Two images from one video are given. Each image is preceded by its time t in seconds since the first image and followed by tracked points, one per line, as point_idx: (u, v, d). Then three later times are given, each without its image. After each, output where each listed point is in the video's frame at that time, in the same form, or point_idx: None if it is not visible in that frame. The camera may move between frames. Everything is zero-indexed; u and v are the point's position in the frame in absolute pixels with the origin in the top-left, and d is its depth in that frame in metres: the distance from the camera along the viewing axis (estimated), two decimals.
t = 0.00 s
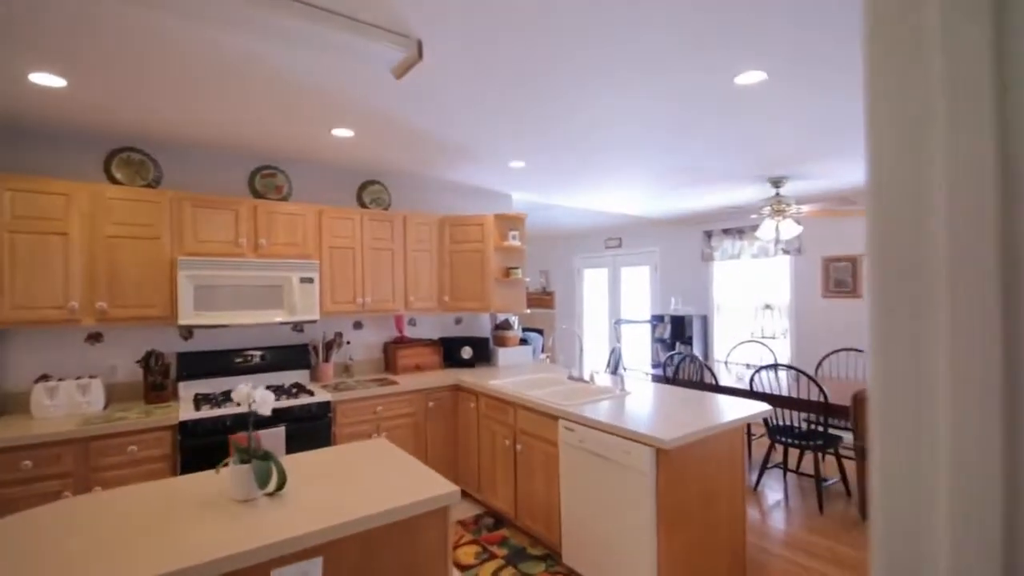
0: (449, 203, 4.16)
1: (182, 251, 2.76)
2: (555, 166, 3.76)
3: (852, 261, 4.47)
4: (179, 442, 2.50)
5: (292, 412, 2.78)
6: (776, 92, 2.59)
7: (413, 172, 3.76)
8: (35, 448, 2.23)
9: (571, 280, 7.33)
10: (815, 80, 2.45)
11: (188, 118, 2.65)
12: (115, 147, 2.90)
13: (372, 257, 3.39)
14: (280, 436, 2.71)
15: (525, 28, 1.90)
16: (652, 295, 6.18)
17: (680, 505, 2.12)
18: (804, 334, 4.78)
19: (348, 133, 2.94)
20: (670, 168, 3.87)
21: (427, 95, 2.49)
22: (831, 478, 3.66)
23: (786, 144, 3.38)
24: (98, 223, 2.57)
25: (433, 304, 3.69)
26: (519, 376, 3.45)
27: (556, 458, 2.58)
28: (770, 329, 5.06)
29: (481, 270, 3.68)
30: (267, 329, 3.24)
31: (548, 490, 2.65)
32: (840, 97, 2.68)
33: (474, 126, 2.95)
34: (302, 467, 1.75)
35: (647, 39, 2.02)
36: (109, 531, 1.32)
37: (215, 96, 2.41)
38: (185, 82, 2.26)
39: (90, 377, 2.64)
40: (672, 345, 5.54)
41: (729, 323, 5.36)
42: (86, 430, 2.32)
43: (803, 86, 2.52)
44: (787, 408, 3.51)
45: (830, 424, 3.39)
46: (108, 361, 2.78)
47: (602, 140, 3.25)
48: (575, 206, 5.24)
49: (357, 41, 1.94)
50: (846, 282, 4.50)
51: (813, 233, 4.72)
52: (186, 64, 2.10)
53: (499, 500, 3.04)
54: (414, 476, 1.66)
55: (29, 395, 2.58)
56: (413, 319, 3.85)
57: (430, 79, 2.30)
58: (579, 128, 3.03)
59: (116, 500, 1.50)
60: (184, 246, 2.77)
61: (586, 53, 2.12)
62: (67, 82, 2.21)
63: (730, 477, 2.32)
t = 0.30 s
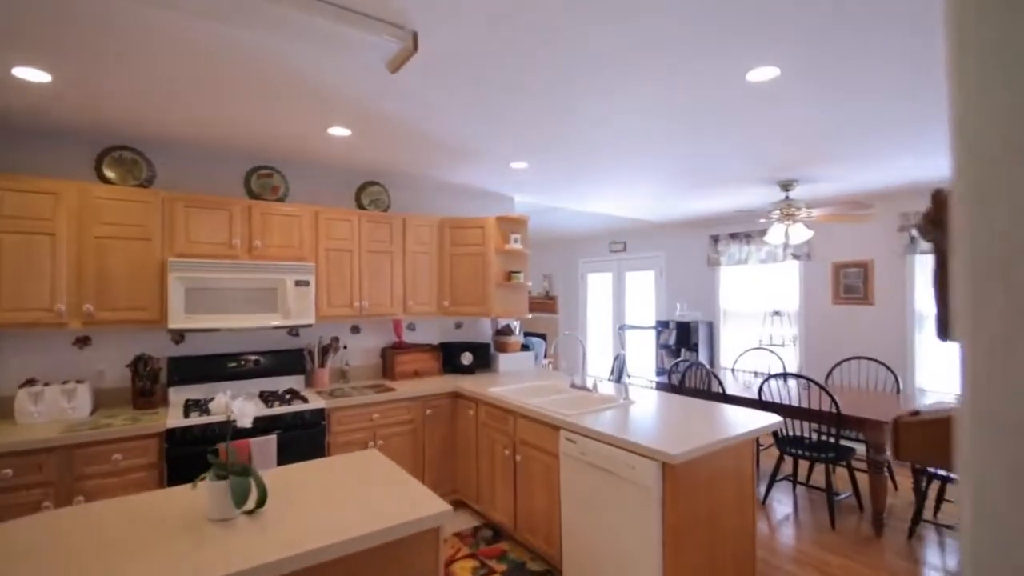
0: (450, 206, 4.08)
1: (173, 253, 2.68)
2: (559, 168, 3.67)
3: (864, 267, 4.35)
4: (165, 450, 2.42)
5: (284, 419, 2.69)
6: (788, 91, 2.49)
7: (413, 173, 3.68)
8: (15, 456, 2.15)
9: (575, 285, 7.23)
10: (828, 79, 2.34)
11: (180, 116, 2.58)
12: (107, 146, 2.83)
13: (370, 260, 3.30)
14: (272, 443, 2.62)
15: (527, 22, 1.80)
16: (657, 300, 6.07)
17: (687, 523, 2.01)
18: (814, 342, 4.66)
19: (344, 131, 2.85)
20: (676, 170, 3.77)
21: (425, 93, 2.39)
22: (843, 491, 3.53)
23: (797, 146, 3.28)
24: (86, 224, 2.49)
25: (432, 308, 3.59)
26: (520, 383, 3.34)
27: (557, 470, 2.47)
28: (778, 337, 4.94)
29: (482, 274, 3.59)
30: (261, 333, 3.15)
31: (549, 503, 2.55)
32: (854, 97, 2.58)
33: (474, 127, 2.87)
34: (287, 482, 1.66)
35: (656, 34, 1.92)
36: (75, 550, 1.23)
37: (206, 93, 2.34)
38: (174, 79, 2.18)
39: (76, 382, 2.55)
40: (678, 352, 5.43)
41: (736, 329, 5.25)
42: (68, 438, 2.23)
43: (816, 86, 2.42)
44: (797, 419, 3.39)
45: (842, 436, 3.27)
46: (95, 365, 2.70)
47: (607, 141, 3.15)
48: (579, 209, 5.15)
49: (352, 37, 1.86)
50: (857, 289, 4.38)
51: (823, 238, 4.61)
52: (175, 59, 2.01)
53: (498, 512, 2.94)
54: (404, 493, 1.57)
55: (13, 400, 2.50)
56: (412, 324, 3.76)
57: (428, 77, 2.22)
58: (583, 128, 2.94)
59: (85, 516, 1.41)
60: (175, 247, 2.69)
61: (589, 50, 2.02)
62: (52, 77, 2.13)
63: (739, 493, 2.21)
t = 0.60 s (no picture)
0: (448, 205, 3.99)
1: (157, 252, 2.59)
2: (560, 167, 3.58)
3: (870, 270, 4.25)
4: (145, 457, 2.32)
5: (272, 424, 2.59)
6: (798, 87, 2.39)
7: (409, 172, 3.58)
8: None
9: (574, 287, 7.14)
10: (841, 73, 2.24)
11: (165, 109, 2.48)
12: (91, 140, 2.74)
13: (364, 260, 3.20)
14: (258, 450, 2.51)
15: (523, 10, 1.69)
16: (657, 303, 5.98)
17: (692, 539, 1.91)
18: (819, 347, 4.56)
19: (336, 126, 2.73)
20: (680, 171, 3.68)
21: (418, 87, 2.29)
22: (851, 502, 3.42)
23: (804, 145, 3.18)
24: (66, 221, 2.39)
25: (428, 310, 3.49)
26: (518, 388, 3.23)
27: (555, 481, 2.37)
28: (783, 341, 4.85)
29: (479, 275, 3.49)
30: (248, 335, 3.05)
31: (546, 515, 2.44)
32: (867, 93, 2.48)
33: (472, 124, 2.77)
34: (265, 498, 1.55)
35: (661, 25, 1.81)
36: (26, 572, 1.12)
37: (191, 86, 2.23)
38: (155, 71, 2.08)
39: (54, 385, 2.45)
40: (679, 356, 5.33)
41: (739, 333, 5.15)
42: (42, 444, 2.13)
43: (828, 80, 2.32)
44: (803, 427, 3.28)
45: (850, 445, 3.16)
46: (76, 367, 2.60)
47: (609, 139, 3.05)
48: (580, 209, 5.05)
49: (342, 27, 1.76)
50: (863, 292, 4.28)
51: (829, 240, 4.50)
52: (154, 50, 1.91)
53: (493, 522, 2.83)
54: (390, 511, 1.47)
55: None
56: (407, 326, 3.66)
57: (423, 70, 2.12)
58: (584, 126, 2.84)
59: (41, 533, 1.30)
60: (159, 246, 2.59)
61: (592, 41, 1.92)
62: (27, 66, 2.04)
63: (746, 507, 2.11)
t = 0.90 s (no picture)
0: (443, 202, 3.87)
1: (136, 248, 2.47)
2: (558, 164, 3.47)
3: (874, 273, 4.16)
4: (119, 464, 2.20)
5: (254, 429, 2.47)
6: (807, 81, 2.29)
7: (403, 167, 3.46)
8: None
9: (572, 286, 7.04)
10: (852, 67, 2.15)
11: (143, 98, 2.36)
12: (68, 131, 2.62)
13: (354, 258, 3.08)
14: (240, 456, 2.39)
15: None
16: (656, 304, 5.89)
17: (695, 556, 1.81)
18: (821, 350, 4.47)
19: (324, 117, 2.61)
20: (681, 169, 3.58)
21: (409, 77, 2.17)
22: (854, 511, 3.33)
23: (811, 144, 3.08)
24: (38, 214, 2.27)
25: (421, 310, 3.37)
26: (513, 391, 3.12)
27: (550, 490, 2.26)
28: (785, 344, 4.71)
29: (474, 274, 3.38)
30: (232, 335, 2.94)
31: (541, 526, 2.33)
32: (878, 90, 2.38)
33: (468, 117, 2.66)
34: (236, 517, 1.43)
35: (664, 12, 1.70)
36: None
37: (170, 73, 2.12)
38: (130, 57, 1.96)
39: (26, 387, 2.33)
40: (678, 358, 5.24)
41: (739, 335, 5.07)
42: (7, 451, 2.01)
43: (839, 74, 2.22)
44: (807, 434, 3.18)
45: (855, 453, 3.07)
46: (50, 368, 2.49)
47: (610, 135, 2.94)
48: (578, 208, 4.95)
49: (325, 10, 1.64)
50: (866, 296, 4.19)
51: (832, 241, 4.41)
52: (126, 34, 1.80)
53: (486, 532, 2.72)
54: (371, 532, 1.35)
55: None
56: (399, 326, 3.54)
57: (415, 58, 2.01)
58: (583, 122, 2.73)
59: None
60: (138, 241, 2.48)
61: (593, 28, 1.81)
62: None
63: (751, 521, 2.01)
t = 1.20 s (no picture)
0: (433, 201, 3.77)
1: (107, 245, 2.35)
2: (551, 163, 3.39)
3: (869, 276, 4.11)
4: (87, 474, 2.08)
5: (232, 437, 2.36)
6: (809, 79, 2.21)
7: (391, 165, 3.36)
8: None
9: (564, 288, 6.96)
10: (856, 64, 2.08)
11: (115, 87, 2.24)
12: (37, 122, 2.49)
13: (340, 258, 2.97)
14: (215, 466, 2.28)
15: None
16: (649, 307, 5.82)
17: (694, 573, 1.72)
18: (816, 354, 4.42)
19: (308, 110, 2.49)
20: (677, 169, 3.50)
21: (395, 68, 2.07)
22: (851, 518, 3.27)
23: (809, 144, 3.02)
24: (2, 208, 2.15)
25: (410, 312, 3.27)
26: (504, 396, 3.03)
27: (542, 501, 2.17)
28: (781, 348, 4.64)
29: (465, 275, 3.28)
30: (212, 338, 2.82)
31: (532, 538, 2.24)
32: (880, 88, 2.31)
33: (458, 113, 2.56)
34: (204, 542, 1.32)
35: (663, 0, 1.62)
36: None
37: (141, 60, 2.00)
38: (96, 42, 1.85)
39: None
40: (671, 361, 5.17)
41: (733, 338, 5.02)
42: None
43: (841, 71, 2.15)
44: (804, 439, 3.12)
45: (854, 459, 3.00)
46: (15, 371, 2.36)
47: (605, 133, 2.86)
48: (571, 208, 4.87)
49: None
50: (861, 298, 4.15)
51: (827, 244, 4.36)
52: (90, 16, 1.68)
53: (475, 542, 2.62)
54: (349, 556, 1.26)
55: None
56: (388, 328, 3.44)
57: (400, 48, 1.91)
58: (578, 119, 2.65)
59: None
60: (110, 238, 2.35)
61: (588, 18, 1.73)
62: None
63: (752, 534, 1.93)
